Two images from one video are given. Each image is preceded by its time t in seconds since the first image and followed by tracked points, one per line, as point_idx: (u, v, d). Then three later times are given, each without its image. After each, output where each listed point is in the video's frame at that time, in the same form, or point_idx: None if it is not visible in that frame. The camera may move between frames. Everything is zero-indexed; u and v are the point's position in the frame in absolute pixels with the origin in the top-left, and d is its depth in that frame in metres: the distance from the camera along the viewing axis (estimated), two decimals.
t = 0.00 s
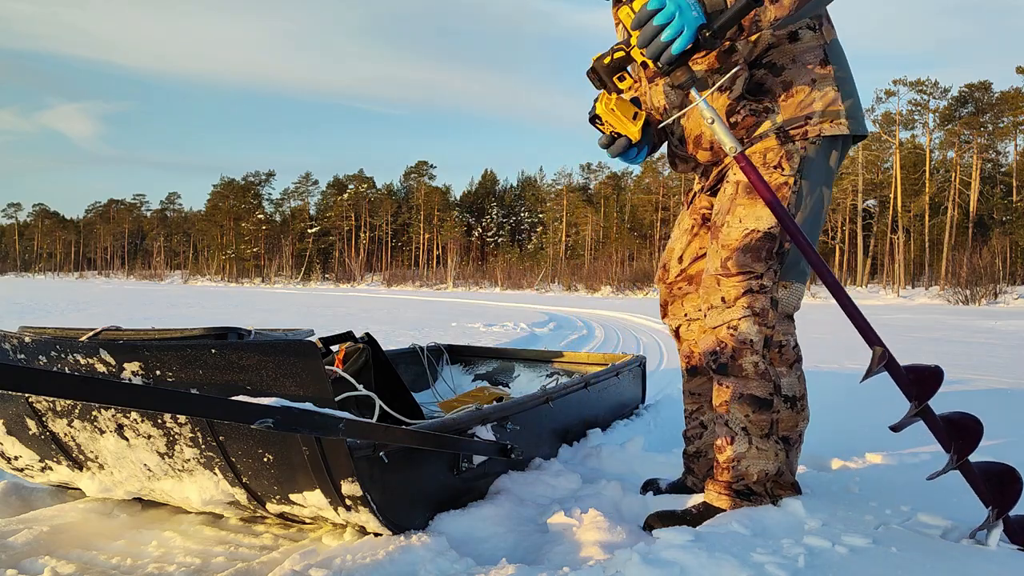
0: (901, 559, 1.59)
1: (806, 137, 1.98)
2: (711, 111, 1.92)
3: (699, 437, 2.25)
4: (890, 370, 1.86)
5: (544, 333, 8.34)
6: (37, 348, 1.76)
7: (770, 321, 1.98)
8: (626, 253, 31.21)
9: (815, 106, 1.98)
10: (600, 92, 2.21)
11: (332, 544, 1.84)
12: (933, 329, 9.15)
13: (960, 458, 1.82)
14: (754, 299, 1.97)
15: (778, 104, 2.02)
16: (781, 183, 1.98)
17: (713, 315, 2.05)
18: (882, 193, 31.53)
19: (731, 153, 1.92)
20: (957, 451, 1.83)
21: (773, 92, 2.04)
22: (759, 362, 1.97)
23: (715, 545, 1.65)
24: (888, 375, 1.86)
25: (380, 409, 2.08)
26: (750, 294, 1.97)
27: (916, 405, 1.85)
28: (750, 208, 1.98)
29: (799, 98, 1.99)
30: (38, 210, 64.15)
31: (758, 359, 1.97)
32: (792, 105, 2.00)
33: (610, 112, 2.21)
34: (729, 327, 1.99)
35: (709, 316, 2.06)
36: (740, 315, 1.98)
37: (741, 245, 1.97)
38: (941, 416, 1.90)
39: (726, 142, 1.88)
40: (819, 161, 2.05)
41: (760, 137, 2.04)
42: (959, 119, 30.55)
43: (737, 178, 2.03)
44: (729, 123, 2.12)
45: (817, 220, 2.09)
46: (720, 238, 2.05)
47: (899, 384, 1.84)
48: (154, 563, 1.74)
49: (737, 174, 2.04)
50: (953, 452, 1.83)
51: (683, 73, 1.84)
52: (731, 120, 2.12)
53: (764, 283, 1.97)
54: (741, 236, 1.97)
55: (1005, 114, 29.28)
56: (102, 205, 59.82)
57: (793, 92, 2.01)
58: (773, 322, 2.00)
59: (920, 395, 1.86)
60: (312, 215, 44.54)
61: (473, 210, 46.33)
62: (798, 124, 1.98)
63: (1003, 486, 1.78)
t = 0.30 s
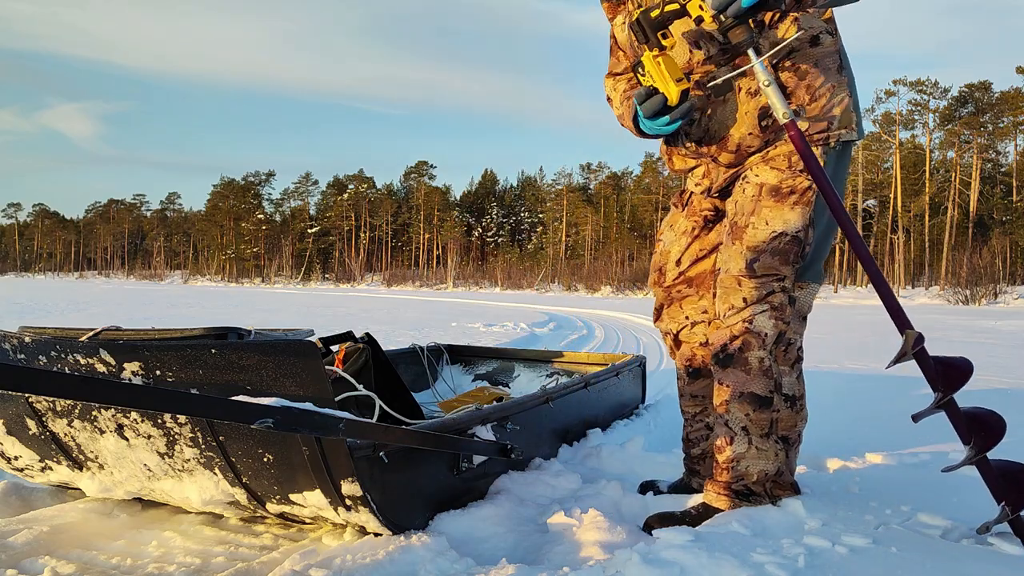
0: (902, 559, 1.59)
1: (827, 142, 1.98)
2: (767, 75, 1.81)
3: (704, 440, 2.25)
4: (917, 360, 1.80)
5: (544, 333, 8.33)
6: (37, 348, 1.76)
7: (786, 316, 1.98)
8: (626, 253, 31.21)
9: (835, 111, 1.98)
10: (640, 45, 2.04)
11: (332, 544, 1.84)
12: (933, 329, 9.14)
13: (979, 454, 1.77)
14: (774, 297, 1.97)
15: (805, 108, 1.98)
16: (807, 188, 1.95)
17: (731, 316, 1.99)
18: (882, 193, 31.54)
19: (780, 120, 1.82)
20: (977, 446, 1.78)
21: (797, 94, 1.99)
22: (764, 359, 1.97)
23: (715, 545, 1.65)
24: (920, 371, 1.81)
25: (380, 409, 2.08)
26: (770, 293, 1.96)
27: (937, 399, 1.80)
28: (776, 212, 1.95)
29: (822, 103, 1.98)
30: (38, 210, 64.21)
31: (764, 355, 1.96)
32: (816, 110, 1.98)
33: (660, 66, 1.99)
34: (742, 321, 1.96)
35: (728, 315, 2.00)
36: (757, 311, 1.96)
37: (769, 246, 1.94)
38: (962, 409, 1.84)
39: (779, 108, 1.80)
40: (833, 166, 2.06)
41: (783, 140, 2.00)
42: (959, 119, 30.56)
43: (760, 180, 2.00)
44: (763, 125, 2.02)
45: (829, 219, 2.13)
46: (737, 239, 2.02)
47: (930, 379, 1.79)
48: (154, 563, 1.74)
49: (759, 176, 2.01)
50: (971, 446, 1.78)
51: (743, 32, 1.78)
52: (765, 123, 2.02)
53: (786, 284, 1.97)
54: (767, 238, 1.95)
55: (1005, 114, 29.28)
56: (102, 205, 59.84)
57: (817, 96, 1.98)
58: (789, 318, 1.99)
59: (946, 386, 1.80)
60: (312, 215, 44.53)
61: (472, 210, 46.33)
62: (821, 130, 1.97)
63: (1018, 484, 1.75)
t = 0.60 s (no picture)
0: (901, 559, 1.59)
1: (833, 144, 2.00)
2: (775, 71, 1.81)
3: (709, 441, 2.25)
4: (923, 359, 1.80)
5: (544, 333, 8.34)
6: (37, 348, 1.76)
7: (794, 315, 1.99)
8: (626, 253, 31.20)
9: (843, 113, 2.00)
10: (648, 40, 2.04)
11: (332, 544, 1.84)
12: (933, 329, 9.14)
13: (981, 452, 1.77)
14: (784, 296, 1.97)
15: (816, 110, 1.97)
16: (818, 189, 1.95)
17: (742, 316, 1.99)
18: (881, 194, 31.56)
19: (788, 117, 1.82)
20: (979, 446, 1.77)
21: (807, 96, 1.99)
22: (770, 356, 1.97)
23: (715, 545, 1.66)
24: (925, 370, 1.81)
25: (380, 409, 2.08)
26: (782, 293, 1.97)
27: (941, 397, 1.80)
28: (787, 215, 1.96)
29: (830, 104, 1.98)
30: (38, 211, 64.26)
31: (771, 352, 1.97)
32: (825, 112, 1.98)
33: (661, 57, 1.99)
34: (752, 319, 1.97)
35: (739, 316, 1.99)
36: (768, 311, 1.97)
37: (781, 249, 1.95)
38: (966, 408, 1.83)
39: (785, 104, 1.78)
40: (840, 165, 2.07)
41: (791, 142, 2.00)
42: (959, 119, 30.57)
43: (770, 182, 2.00)
44: (774, 128, 2.01)
45: (836, 219, 2.14)
46: (748, 241, 2.01)
47: (934, 378, 1.79)
48: (154, 563, 1.74)
49: (769, 178, 2.01)
50: (974, 444, 1.78)
51: (751, 26, 1.76)
52: (777, 125, 2.00)
53: (797, 286, 1.98)
54: (778, 241, 1.95)
55: (1005, 114, 29.29)
56: (102, 205, 59.84)
57: (825, 97, 1.98)
58: (797, 318, 2.00)
59: (951, 385, 1.80)
60: (312, 215, 44.52)
61: (472, 210, 46.36)
62: (830, 133, 1.98)
63: (1019, 483, 1.74)
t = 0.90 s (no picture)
0: (901, 559, 1.59)
1: (832, 144, 1.99)
2: (767, 75, 1.81)
3: (709, 441, 2.25)
4: (917, 360, 1.81)
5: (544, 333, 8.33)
6: (37, 348, 1.76)
7: (794, 316, 1.99)
8: (626, 253, 31.20)
9: (842, 111, 1.99)
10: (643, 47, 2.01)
11: (332, 544, 1.84)
12: (933, 330, 9.13)
13: (977, 454, 1.77)
14: (784, 296, 1.97)
15: (813, 109, 1.97)
16: (816, 190, 1.95)
17: (744, 317, 1.98)
18: (881, 193, 31.54)
19: (781, 121, 1.83)
20: (975, 447, 1.77)
21: (804, 96, 1.99)
22: (770, 355, 1.98)
23: (715, 545, 1.65)
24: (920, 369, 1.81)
25: (380, 409, 2.08)
26: (782, 294, 1.97)
27: (937, 398, 1.80)
28: (785, 215, 1.96)
29: (827, 105, 1.98)
30: (38, 211, 64.25)
31: (771, 352, 1.97)
32: (822, 111, 1.98)
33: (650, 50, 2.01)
34: (752, 319, 1.97)
35: (742, 316, 1.98)
36: (767, 311, 1.97)
37: (780, 250, 1.95)
38: (962, 409, 1.84)
39: (778, 111, 1.80)
40: (839, 166, 2.07)
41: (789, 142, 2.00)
42: (960, 119, 30.57)
43: (768, 182, 2.00)
44: (770, 127, 2.01)
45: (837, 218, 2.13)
46: (747, 241, 2.01)
47: (929, 377, 1.79)
48: (154, 563, 1.74)
49: (767, 177, 2.01)
50: (971, 445, 1.78)
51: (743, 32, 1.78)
52: (773, 123, 2.00)
53: (797, 286, 1.97)
54: (777, 242, 1.95)
55: (1005, 114, 29.30)
56: (102, 205, 59.85)
57: (823, 98, 1.98)
58: (797, 318, 2.00)
59: (946, 386, 1.80)
60: (312, 215, 44.52)
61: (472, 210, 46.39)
62: (828, 133, 1.97)
63: (1017, 484, 1.74)
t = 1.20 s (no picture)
0: (901, 560, 1.59)
1: (828, 142, 1.99)
2: (768, 76, 1.82)
3: (709, 441, 2.25)
4: (915, 359, 1.80)
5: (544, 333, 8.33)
6: (37, 348, 1.76)
7: (793, 315, 1.99)
8: (626, 253, 31.20)
9: (836, 109, 1.98)
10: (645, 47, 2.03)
11: (332, 543, 1.84)
12: (934, 330, 9.12)
13: (977, 452, 1.77)
14: (782, 296, 1.97)
15: (807, 108, 1.98)
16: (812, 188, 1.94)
17: (744, 317, 1.98)
18: (881, 193, 31.52)
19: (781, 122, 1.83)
20: (975, 446, 1.77)
21: (799, 95, 1.99)
22: (769, 355, 1.98)
23: (715, 545, 1.65)
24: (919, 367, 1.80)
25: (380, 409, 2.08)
26: (780, 293, 1.96)
27: (936, 395, 1.80)
28: (782, 214, 1.96)
29: (822, 104, 1.98)
30: (38, 211, 64.24)
31: (769, 351, 1.97)
32: (816, 109, 1.98)
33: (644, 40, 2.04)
34: (750, 317, 1.97)
35: (741, 316, 1.99)
36: (766, 311, 1.97)
37: (777, 249, 1.95)
38: (960, 408, 1.83)
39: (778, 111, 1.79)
40: (835, 165, 2.07)
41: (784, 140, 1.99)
42: (960, 119, 30.56)
43: (763, 182, 2.00)
44: (765, 125, 2.01)
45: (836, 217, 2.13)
46: (745, 242, 2.01)
47: (927, 376, 1.78)
48: (154, 563, 1.74)
49: (762, 177, 2.00)
50: (970, 443, 1.78)
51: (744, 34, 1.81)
52: (768, 121, 2.00)
53: (796, 285, 1.97)
54: (774, 241, 1.95)
55: (1005, 114, 29.30)
56: (102, 205, 59.85)
57: (817, 97, 1.98)
58: (796, 318, 2.00)
59: (945, 385, 1.80)
60: (312, 215, 44.51)
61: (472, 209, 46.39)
62: (823, 132, 1.98)
63: (1015, 483, 1.74)
